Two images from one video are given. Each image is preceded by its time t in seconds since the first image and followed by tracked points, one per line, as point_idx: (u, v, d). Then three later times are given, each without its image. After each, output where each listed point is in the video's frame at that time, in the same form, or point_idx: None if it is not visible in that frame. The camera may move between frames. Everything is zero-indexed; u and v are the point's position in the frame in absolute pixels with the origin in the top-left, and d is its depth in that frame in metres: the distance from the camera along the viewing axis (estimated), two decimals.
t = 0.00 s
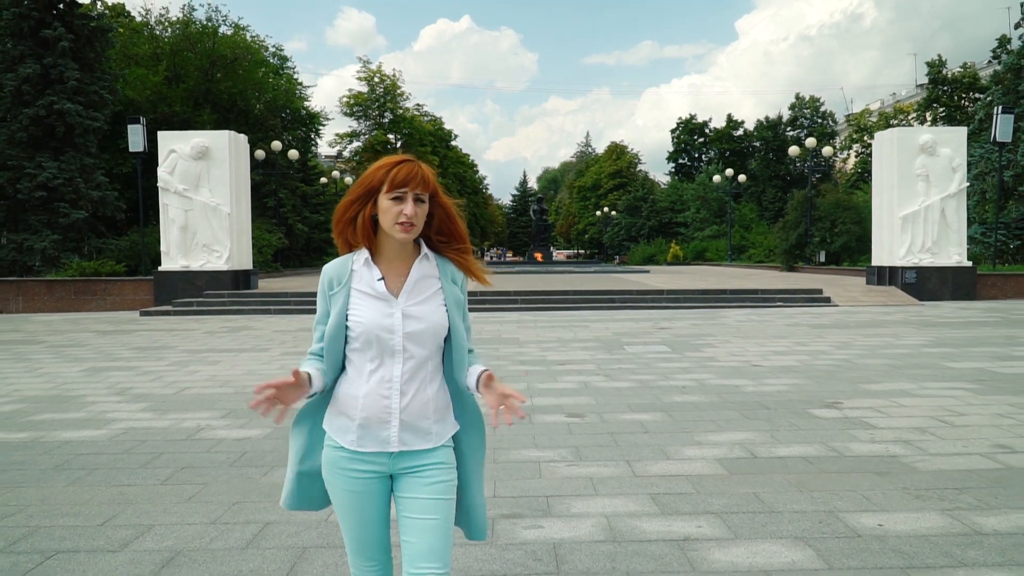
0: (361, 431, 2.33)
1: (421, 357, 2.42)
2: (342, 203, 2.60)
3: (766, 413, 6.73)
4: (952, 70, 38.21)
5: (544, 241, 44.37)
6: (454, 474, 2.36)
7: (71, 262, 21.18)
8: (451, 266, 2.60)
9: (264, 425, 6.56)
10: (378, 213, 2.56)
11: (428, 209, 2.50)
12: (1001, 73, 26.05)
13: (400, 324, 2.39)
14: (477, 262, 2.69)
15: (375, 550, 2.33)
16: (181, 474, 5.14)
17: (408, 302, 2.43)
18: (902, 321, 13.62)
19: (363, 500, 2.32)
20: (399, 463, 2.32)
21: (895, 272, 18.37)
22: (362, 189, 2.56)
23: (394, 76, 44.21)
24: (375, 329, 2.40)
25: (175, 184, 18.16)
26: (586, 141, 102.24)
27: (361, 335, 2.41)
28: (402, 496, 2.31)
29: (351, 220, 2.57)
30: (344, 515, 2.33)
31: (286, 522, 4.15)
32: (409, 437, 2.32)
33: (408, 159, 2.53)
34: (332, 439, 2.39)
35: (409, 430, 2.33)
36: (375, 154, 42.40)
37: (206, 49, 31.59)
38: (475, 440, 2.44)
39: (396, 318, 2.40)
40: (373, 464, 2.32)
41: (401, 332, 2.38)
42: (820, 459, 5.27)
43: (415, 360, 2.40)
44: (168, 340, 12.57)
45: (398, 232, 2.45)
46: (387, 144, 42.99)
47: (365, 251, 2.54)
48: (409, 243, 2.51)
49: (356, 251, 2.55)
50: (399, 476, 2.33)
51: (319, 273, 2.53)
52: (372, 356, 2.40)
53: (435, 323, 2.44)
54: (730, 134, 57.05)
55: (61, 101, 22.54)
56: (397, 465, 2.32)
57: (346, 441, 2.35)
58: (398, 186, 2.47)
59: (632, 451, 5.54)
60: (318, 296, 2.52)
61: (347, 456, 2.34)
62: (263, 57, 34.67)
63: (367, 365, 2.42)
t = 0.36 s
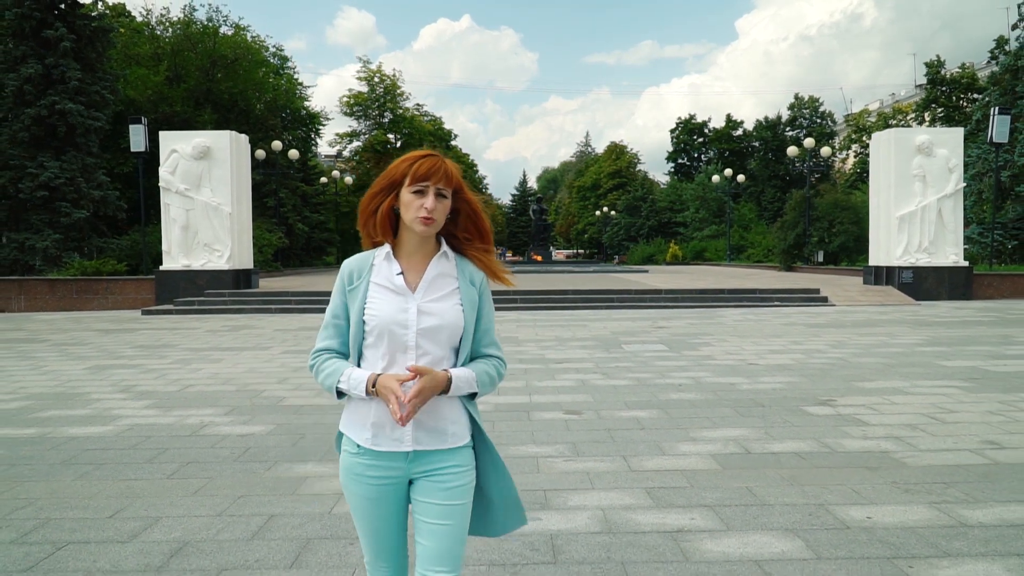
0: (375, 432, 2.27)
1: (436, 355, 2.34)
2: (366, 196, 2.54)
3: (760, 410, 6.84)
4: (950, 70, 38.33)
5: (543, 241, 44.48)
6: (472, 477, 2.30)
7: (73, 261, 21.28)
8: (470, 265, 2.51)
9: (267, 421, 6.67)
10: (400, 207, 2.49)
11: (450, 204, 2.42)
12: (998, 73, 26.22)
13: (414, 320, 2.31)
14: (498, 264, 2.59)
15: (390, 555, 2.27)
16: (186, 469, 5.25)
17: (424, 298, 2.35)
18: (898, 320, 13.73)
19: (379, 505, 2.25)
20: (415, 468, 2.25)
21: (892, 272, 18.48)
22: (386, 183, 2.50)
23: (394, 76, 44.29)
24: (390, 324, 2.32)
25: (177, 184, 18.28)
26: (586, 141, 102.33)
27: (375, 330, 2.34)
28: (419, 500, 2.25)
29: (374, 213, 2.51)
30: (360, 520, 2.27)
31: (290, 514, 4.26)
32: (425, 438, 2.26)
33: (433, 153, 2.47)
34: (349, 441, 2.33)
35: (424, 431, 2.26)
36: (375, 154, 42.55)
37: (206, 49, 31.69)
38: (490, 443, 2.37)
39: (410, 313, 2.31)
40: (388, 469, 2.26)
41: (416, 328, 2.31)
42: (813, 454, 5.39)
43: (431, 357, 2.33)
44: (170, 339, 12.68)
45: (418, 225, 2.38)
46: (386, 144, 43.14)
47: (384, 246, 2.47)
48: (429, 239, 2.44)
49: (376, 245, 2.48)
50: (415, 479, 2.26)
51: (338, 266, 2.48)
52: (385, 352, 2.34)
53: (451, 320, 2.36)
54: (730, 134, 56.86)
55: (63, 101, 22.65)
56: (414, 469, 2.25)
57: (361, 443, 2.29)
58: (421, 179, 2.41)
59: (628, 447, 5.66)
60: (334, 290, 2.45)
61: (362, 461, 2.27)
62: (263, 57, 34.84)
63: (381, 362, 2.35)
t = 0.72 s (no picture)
0: (396, 433, 2.25)
1: (457, 359, 2.35)
2: (387, 196, 2.53)
3: (755, 407, 6.96)
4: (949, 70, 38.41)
5: (542, 241, 44.58)
6: (488, 476, 2.32)
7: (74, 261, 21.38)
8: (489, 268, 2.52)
9: (271, 419, 6.79)
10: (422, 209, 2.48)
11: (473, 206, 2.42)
12: (994, 74, 26.36)
13: (436, 323, 2.31)
14: (515, 266, 2.61)
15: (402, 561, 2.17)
16: (192, 464, 5.37)
17: (445, 301, 2.35)
18: (894, 320, 13.84)
19: (397, 506, 2.21)
20: (435, 466, 2.24)
21: (889, 271, 18.60)
22: (409, 184, 2.50)
23: (394, 76, 44.36)
24: (411, 327, 2.31)
25: (178, 184, 18.40)
26: (586, 141, 102.44)
27: (396, 333, 2.33)
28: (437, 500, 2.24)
29: (395, 214, 2.49)
30: (377, 522, 2.21)
31: (294, 507, 4.38)
32: (446, 439, 2.26)
33: (455, 154, 2.47)
34: (367, 441, 2.31)
35: (446, 433, 2.26)
36: (375, 154, 42.69)
37: (206, 50, 31.77)
38: (513, 437, 2.41)
39: (431, 316, 2.31)
40: (407, 466, 2.24)
41: (438, 331, 2.30)
42: (805, 450, 5.51)
43: (452, 361, 2.34)
44: (172, 338, 12.79)
45: (441, 226, 2.37)
46: (386, 144, 43.28)
47: (405, 247, 2.45)
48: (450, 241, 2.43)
49: (396, 246, 2.46)
50: (433, 479, 2.25)
51: (356, 266, 2.45)
52: (406, 355, 2.33)
53: (471, 323, 2.37)
54: (729, 134, 56.99)
55: (65, 102, 22.77)
56: (433, 468, 2.25)
57: (381, 442, 2.26)
58: (444, 180, 2.41)
59: (624, 442, 5.78)
60: (351, 290, 2.42)
61: (382, 460, 2.25)
62: (263, 58, 35.00)
63: (401, 365, 2.34)
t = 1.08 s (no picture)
0: (415, 433, 2.31)
1: (471, 361, 2.44)
2: (392, 206, 2.57)
3: (749, 406, 7.07)
4: (947, 71, 38.49)
5: (542, 241, 44.66)
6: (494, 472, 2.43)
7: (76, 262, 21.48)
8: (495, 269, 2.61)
9: (273, 417, 6.91)
10: (428, 215, 2.53)
11: (478, 209, 2.50)
12: (991, 75, 26.51)
13: (454, 326, 2.39)
14: (518, 266, 2.71)
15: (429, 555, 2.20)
16: (196, 462, 5.48)
17: (460, 304, 2.43)
18: (890, 319, 13.95)
19: (415, 502, 2.26)
20: (450, 464, 2.33)
21: (885, 271, 18.71)
22: (412, 194, 2.55)
23: (394, 77, 44.43)
24: (429, 331, 2.38)
25: (179, 185, 18.50)
26: (585, 142, 102.53)
27: (413, 337, 2.38)
28: (449, 496, 2.33)
29: (402, 222, 2.53)
30: (395, 519, 2.24)
31: (297, 503, 4.49)
32: (461, 438, 2.35)
33: (455, 159, 2.52)
34: (382, 443, 2.35)
35: (461, 432, 2.36)
36: (374, 154, 42.80)
37: (206, 51, 31.85)
38: (513, 435, 2.54)
39: (449, 321, 2.39)
40: (423, 464, 2.31)
41: (455, 334, 2.39)
42: (797, 447, 5.62)
43: (467, 363, 2.42)
44: (174, 338, 12.90)
45: (450, 232, 2.43)
46: (385, 145, 43.37)
47: (415, 253, 2.50)
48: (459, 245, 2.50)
49: (406, 253, 2.50)
50: (446, 476, 2.34)
51: (366, 273, 2.47)
52: (424, 358, 2.39)
53: (484, 325, 2.46)
54: (728, 134, 57.10)
55: (66, 103, 22.88)
56: (448, 466, 2.33)
57: (398, 444, 2.32)
58: (448, 187, 2.47)
59: (620, 440, 5.89)
60: (363, 296, 2.44)
61: (398, 459, 2.31)
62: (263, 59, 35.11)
63: (418, 368, 2.40)
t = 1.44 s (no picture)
0: (430, 437, 2.25)
1: (480, 361, 2.40)
2: (393, 211, 2.43)
3: (741, 403, 7.17)
4: (946, 71, 38.54)
5: (541, 242, 44.77)
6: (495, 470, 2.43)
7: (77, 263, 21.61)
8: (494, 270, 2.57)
9: (273, 415, 7.01)
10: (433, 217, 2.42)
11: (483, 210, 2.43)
12: (988, 76, 26.68)
13: (468, 328, 2.33)
14: (511, 266, 2.69)
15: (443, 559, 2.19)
16: (197, 458, 5.59)
17: (471, 305, 2.37)
18: (885, 319, 14.04)
19: (427, 505, 2.22)
20: (460, 465, 2.30)
21: (882, 271, 18.81)
22: (415, 199, 2.42)
23: (393, 78, 44.53)
24: (446, 333, 2.30)
25: (180, 186, 18.61)
26: (586, 141, 102.65)
27: (429, 338, 2.29)
28: (456, 496, 2.31)
29: (404, 225, 2.41)
30: (409, 524, 2.19)
31: (295, 497, 4.59)
32: (473, 438, 2.32)
33: (457, 159, 2.44)
34: (393, 447, 2.27)
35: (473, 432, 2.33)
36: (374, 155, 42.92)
37: (207, 52, 31.91)
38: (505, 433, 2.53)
39: (464, 322, 2.32)
40: (436, 467, 2.26)
41: (470, 335, 2.33)
42: (786, 444, 5.73)
43: (477, 364, 2.38)
44: (174, 338, 13.00)
45: (461, 234, 2.35)
46: (385, 145, 43.46)
47: (422, 255, 2.39)
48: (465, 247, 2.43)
49: (412, 255, 2.38)
50: (454, 476, 2.30)
51: (373, 275, 2.31)
52: (437, 360, 2.30)
53: (491, 326, 2.43)
54: (728, 135, 57.21)
55: (67, 105, 23.01)
56: (458, 467, 2.30)
57: (412, 448, 2.24)
58: (455, 189, 2.38)
59: (613, 437, 6.00)
60: (372, 298, 2.29)
61: (411, 464, 2.24)
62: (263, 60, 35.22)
63: (430, 371, 2.31)
